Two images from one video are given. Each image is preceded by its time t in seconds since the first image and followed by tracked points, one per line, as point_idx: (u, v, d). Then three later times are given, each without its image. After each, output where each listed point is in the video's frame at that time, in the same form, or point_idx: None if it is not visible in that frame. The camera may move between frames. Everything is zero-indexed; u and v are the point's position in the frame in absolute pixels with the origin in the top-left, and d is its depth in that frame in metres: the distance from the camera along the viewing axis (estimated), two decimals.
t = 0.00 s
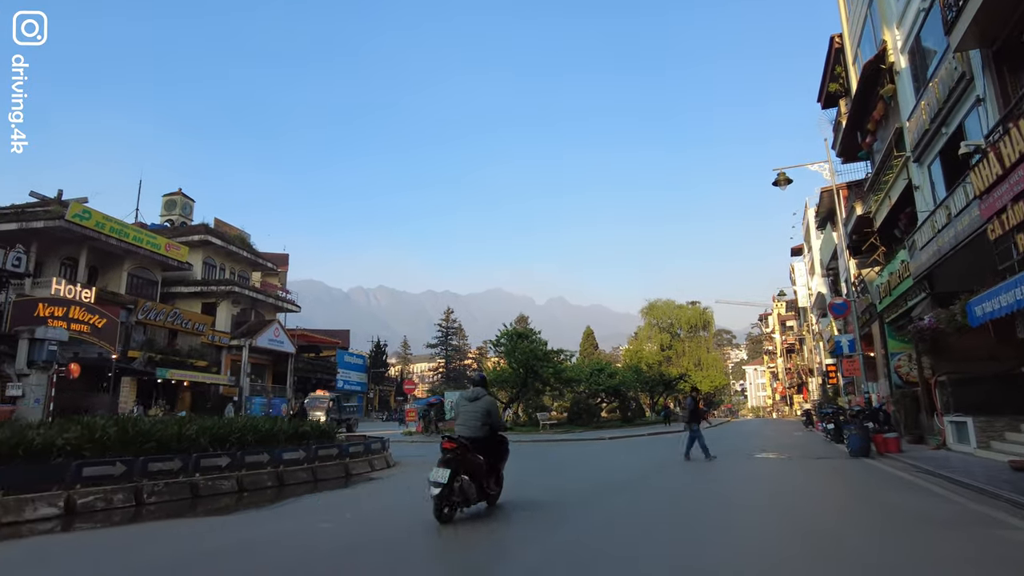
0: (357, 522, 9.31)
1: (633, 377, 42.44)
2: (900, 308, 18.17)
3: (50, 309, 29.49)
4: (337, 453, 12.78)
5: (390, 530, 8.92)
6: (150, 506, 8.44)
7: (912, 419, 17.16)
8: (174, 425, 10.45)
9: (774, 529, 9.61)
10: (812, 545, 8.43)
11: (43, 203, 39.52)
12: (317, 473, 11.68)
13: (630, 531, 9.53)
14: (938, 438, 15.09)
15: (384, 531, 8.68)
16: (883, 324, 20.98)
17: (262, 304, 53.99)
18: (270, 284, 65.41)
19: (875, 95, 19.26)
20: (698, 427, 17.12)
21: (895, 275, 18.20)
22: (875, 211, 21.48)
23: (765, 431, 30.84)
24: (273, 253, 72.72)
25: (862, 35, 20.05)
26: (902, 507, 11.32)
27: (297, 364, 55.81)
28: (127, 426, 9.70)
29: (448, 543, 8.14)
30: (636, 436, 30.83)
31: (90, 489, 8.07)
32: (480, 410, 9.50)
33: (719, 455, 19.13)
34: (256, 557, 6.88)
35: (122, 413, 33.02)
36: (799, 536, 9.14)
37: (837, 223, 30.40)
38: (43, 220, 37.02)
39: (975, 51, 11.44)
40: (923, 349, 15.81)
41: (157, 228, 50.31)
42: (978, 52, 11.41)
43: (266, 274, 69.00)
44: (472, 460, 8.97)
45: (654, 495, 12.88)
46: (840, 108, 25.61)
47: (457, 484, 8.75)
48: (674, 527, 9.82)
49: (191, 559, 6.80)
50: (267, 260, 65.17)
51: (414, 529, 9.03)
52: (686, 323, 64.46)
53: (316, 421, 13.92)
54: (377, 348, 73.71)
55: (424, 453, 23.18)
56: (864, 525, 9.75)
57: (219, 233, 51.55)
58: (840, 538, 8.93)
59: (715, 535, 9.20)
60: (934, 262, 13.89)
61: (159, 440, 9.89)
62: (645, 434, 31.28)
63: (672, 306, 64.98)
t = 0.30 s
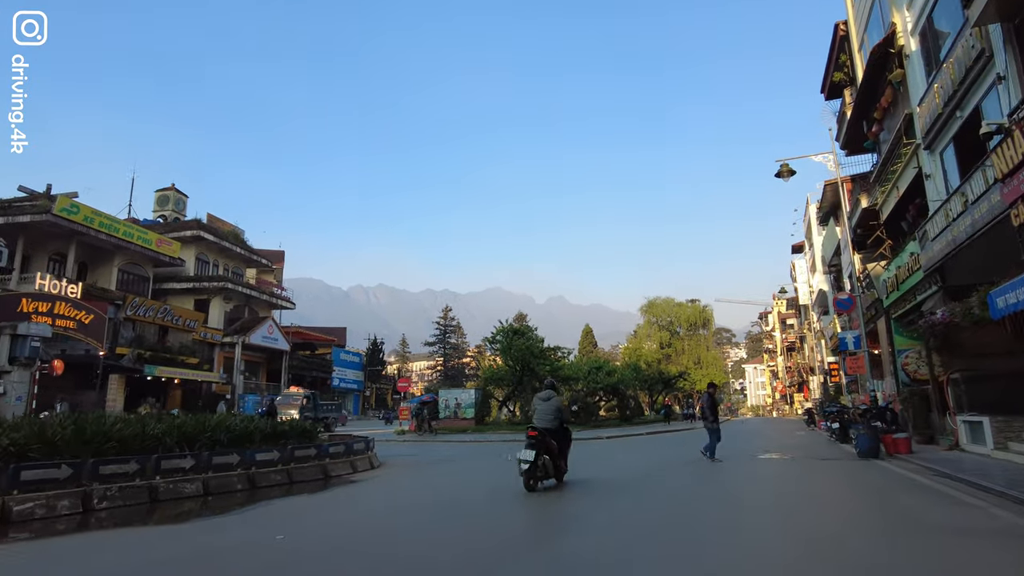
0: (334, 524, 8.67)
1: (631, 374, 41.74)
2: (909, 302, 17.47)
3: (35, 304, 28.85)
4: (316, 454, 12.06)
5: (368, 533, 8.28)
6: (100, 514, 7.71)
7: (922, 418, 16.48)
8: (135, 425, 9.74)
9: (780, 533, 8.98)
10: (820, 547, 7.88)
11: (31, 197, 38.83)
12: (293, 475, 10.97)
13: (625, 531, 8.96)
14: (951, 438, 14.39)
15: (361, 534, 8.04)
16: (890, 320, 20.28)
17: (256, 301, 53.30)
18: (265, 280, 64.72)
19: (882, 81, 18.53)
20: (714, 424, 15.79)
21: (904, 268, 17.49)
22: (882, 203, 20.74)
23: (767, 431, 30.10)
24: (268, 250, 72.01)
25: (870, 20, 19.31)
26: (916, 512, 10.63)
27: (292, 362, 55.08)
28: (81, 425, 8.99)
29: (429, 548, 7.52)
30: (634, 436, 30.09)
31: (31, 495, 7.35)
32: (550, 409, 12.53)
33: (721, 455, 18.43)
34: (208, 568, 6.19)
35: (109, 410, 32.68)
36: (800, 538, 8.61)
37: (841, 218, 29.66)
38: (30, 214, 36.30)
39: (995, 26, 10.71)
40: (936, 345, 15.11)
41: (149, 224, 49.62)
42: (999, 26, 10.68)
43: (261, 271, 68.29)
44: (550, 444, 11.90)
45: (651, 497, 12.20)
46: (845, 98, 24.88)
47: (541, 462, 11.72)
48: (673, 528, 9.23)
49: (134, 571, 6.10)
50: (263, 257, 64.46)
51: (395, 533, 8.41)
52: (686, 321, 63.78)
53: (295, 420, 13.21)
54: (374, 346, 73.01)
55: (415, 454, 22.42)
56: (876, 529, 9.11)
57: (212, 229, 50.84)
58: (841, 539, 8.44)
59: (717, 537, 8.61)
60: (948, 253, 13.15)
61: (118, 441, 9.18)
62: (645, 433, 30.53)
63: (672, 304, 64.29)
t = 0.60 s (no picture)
0: (304, 527, 7.96)
1: (630, 370, 41.01)
2: (919, 294, 16.75)
3: (17, 298, 28.13)
4: (293, 452, 11.36)
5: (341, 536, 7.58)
6: (42, 520, 7.02)
7: (933, 415, 15.82)
8: (92, 422, 9.06)
9: (791, 537, 8.28)
10: (838, 553, 7.17)
11: (18, 189, 38.08)
12: (266, 475, 10.29)
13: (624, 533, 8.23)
14: (964, 436, 13.69)
15: (333, 538, 7.33)
16: (898, 313, 19.59)
17: (250, 295, 52.56)
18: (260, 275, 63.97)
19: (892, 63, 17.73)
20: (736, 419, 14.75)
21: (913, 259, 16.76)
22: (888, 191, 19.99)
23: (769, 428, 29.36)
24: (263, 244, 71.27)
25: None
26: (935, 514, 9.93)
27: (286, 357, 54.32)
28: (28, 423, 8.31)
29: (406, 554, 6.82)
30: (633, 432, 29.36)
31: None
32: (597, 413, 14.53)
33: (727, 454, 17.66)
34: None
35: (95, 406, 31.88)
36: (803, 539, 8.17)
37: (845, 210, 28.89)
38: (16, 205, 35.48)
39: None
40: (950, 338, 14.41)
41: (140, 217, 48.86)
42: None
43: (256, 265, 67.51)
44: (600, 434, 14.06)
45: (650, 496, 11.50)
46: (851, 85, 24.11)
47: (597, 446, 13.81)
48: (674, 529, 8.54)
49: None
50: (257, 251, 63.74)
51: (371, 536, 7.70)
52: (686, 317, 62.97)
53: (272, 417, 12.57)
54: (370, 341, 72.25)
55: (406, 451, 21.68)
56: (895, 534, 8.42)
57: (205, 222, 50.06)
58: (850, 542, 7.85)
59: (724, 540, 7.92)
60: (964, 241, 12.42)
61: (72, 438, 8.51)
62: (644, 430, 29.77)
63: (671, 299, 63.57)
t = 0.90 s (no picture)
0: (266, 540, 7.22)
1: (629, 367, 40.26)
2: (931, 287, 16.03)
3: None
4: (266, 452, 10.65)
5: (305, 551, 6.84)
6: None
7: (945, 413, 15.12)
8: (41, 421, 8.36)
9: (801, 543, 7.59)
10: (852, 563, 6.48)
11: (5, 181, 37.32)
12: (234, 478, 9.58)
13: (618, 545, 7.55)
14: (981, 436, 12.98)
15: (296, 555, 6.60)
16: (907, 307, 18.88)
17: (244, 290, 51.83)
18: (255, 271, 63.25)
19: (903, 45, 16.99)
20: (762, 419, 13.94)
21: (925, 250, 16.02)
22: (898, 181, 19.24)
23: (771, 426, 28.58)
24: (259, 240, 70.55)
25: None
26: (957, 519, 9.20)
27: (280, 353, 53.57)
28: None
29: (373, 575, 6.09)
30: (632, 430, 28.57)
31: None
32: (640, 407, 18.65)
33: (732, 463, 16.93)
34: None
35: (81, 403, 31.21)
36: (817, 546, 7.48)
37: (851, 202, 28.08)
38: (2, 198, 34.70)
39: None
40: (965, 333, 13.70)
41: (132, 211, 48.12)
42: None
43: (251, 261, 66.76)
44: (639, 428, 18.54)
45: (649, 507, 10.78)
46: (857, 72, 23.32)
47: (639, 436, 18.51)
48: (673, 541, 7.83)
49: None
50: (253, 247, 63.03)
51: (339, 552, 6.97)
52: (686, 314, 62.16)
53: (247, 415, 11.91)
54: (366, 338, 71.46)
55: (396, 453, 20.88)
56: (914, 540, 7.74)
57: (197, 216, 49.33)
58: (870, 550, 7.16)
59: (727, 549, 7.22)
60: (984, 228, 11.67)
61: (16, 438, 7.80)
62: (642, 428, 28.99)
63: (671, 296, 62.79)
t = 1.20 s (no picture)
0: (216, 552, 6.44)
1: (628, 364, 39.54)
2: (944, 280, 15.30)
3: None
4: (236, 454, 9.93)
5: (256, 562, 6.08)
6: None
7: (959, 412, 14.43)
8: None
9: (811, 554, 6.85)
10: None
11: None
12: (198, 482, 8.85)
13: (611, 560, 6.78)
14: (1001, 436, 12.26)
15: (247, 567, 5.85)
16: (916, 301, 18.18)
17: (237, 287, 51.10)
18: (250, 268, 62.49)
19: (914, 27, 16.24)
20: (791, 421, 13.08)
21: (938, 241, 15.26)
22: (906, 171, 18.49)
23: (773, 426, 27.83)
24: (254, 237, 69.78)
25: None
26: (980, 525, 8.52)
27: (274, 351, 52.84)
28: None
29: None
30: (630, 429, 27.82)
31: None
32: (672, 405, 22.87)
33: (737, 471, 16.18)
34: None
35: (67, 401, 30.49)
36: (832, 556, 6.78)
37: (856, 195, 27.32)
38: None
39: None
40: (982, 328, 12.98)
41: (123, 206, 47.34)
42: None
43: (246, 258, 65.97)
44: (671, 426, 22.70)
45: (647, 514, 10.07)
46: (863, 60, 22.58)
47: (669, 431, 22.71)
48: (675, 552, 7.15)
49: None
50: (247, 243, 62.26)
51: (300, 563, 6.23)
52: (686, 312, 61.52)
53: (219, 415, 11.20)
54: (362, 336, 70.59)
55: (386, 455, 20.11)
56: (935, 545, 7.00)
57: (190, 211, 48.59)
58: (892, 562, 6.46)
59: (731, 564, 6.46)
60: (1006, 215, 10.90)
61: None
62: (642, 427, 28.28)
63: (671, 293, 62.05)
